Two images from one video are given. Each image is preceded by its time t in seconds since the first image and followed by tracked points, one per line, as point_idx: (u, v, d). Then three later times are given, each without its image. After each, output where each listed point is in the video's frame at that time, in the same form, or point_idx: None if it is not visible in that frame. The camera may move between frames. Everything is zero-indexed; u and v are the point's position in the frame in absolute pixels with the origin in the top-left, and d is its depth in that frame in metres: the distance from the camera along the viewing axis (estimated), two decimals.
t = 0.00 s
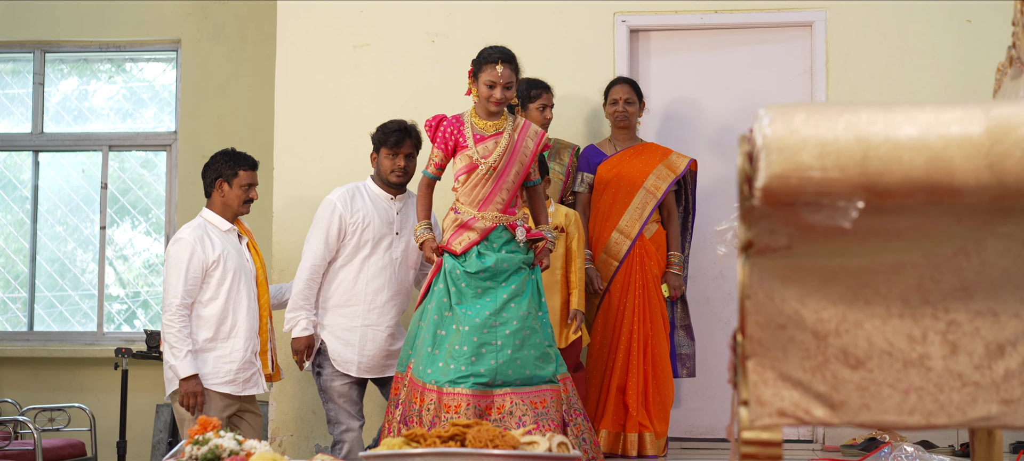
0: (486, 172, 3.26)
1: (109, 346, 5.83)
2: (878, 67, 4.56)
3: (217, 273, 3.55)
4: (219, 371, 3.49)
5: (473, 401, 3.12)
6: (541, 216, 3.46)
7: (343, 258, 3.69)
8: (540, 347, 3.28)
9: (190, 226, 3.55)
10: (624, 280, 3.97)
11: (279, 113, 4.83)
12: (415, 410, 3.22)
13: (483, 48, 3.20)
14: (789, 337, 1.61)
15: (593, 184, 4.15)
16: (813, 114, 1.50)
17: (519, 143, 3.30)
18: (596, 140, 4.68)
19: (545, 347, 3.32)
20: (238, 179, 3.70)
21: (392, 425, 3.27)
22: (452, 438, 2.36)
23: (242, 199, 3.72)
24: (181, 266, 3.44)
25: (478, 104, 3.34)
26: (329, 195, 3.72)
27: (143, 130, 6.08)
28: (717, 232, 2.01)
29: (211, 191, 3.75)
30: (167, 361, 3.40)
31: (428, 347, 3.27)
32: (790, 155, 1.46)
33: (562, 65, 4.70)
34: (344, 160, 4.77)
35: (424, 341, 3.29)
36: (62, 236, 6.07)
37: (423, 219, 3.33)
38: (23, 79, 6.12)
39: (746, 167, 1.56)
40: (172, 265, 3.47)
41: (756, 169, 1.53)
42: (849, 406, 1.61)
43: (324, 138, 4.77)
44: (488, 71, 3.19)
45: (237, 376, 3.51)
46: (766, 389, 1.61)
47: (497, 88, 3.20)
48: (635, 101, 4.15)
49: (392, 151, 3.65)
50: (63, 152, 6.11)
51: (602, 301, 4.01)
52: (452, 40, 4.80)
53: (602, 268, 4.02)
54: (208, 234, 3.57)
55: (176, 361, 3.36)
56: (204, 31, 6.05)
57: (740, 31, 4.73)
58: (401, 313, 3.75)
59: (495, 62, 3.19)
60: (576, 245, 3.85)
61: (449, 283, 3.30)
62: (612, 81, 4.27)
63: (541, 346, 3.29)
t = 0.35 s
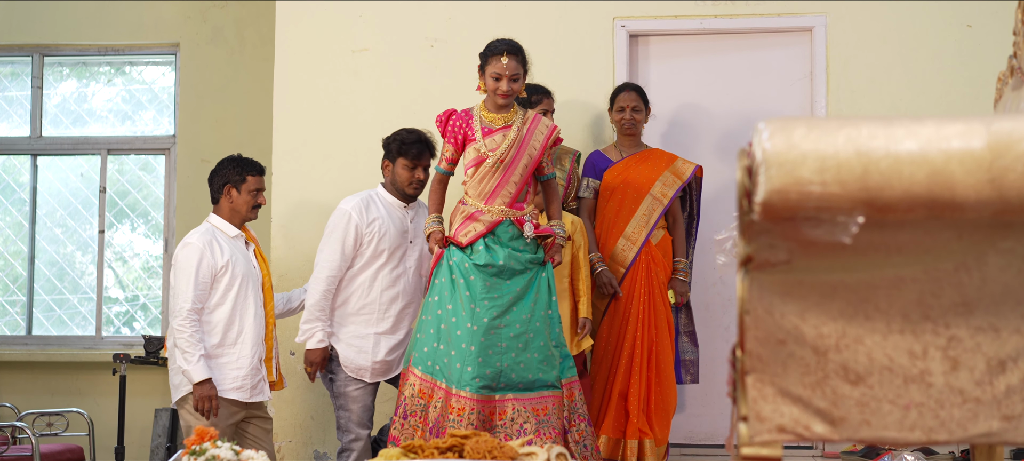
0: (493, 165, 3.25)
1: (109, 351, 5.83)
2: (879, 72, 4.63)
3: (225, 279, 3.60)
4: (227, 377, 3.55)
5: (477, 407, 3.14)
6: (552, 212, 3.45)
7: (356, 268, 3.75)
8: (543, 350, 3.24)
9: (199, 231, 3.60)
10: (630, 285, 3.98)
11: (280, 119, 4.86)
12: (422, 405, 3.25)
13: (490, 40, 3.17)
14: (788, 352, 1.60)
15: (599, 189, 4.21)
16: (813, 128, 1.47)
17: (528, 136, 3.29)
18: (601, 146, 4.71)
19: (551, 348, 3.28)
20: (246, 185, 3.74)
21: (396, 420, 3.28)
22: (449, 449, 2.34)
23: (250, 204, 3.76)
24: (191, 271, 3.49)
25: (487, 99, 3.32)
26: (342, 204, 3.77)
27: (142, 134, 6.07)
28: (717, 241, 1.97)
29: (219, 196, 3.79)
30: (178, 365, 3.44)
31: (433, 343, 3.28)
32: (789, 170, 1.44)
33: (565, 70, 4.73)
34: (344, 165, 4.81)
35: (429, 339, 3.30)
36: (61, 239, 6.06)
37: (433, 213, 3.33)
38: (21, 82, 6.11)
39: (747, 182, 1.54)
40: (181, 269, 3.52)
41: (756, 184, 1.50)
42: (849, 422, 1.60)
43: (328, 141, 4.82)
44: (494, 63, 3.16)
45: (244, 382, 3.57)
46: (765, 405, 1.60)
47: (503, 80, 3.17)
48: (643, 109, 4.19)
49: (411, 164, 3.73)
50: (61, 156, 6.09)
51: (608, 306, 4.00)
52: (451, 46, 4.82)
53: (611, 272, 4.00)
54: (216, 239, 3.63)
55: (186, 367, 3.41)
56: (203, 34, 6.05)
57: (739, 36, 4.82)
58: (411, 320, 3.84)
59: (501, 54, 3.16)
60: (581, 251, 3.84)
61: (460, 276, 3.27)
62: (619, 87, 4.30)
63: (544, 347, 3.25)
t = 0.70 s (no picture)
0: (499, 164, 3.20)
1: (107, 355, 5.82)
2: (880, 76, 4.65)
3: (240, 284, 3.64)
4: (238, 382, 3.58)
5: (485, 400, 3.14)
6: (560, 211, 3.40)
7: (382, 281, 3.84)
8: (548, 342, 3.24)
9: (215, 236, 3.65)
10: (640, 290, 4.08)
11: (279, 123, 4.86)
12: (423, 403, 3.24)
13: (495, 39, 3.17)
14: (789, 366, 1.42)
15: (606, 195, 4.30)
16: (815, 138, 1.28)
17: (535, 135, 3.25)
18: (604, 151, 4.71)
19: (556, 341, 3.28)
20: (258, 188, 3.86)
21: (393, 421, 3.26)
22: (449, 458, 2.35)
23: (264, 207, 3.88)
24: (207, 276, 3.53)
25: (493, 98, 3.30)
26: (377, 218, 3.81)
27: (141, 137, 6.06)
28: (717, 247, 1.94)
29: (232, 203, 3.89)
30: (189, 370, 3.46)
31: (439, 338, 3.27)
32: (790, 182, 1.25)
33: (565, 75, 4.76)
34: (344, 169, 4.81)
35: (437, 333, 3.28)
36: (60, 241, 6.05)
37: (439, 211, 3.29)
38: (21, 85, 6.09)
39: (745, 194, 1.32)
40: (197, 274, 3.56)
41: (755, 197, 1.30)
42: (851, 436, 1.42)
43: (327, 146, 4.83)
44: (498, 62, 3.17)
45: (255, 388, 3.60)
46: (766, 418, 1.43)
47: (508, 79, 3.17)
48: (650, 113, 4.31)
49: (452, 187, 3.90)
50: (61, 160, 6.08)
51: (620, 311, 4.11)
52: (450, 49, 4.82)
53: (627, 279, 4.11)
54: (231, 244, 3.68)
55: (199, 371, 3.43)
56: (201, 37, 6.06)
57: (740, 41, 4.85)
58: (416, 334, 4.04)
59: (505, 52, 3.15)
60: (597, 259, 4.00)
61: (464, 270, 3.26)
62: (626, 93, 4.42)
63: (549, 339, 3.25)
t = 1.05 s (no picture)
0: (503, 174, 3.21)
1: (106, 359, 5.81)
2: (879, 80, 4.68)
3: (257, 290, 3.67)
4: (254, 387, 3.60)
5: (516, 392, 3.02)
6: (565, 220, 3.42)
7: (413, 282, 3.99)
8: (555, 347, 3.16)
9: (233, 241, 3.68)
10: (646, 295, 4.12)
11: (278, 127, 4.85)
12: (454, 415, 3.09)
13: (496, 48, 3.20)
14: (788, 378, 1.35)
15: (612, 200, 4.32)
16: (814, 152, 1.25)
17: (538, 144, 3.28)
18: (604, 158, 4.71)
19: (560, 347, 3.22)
20: (275, 196, 3.87)
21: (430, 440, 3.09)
22: None
23: (280, 215, 3.89)
24: (224, 282, 3.56)
25: (494, 108, 3.33)
26: (404, 219, 3.93)
27: (140, 140, 6.05)
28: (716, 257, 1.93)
29: (248, 208, 3.90)
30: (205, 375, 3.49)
31: (457, 349, 3.16)
32: (789, 195, 1.22)
33: (566, 81, 4.76)
34: (343, 174, 4.81)
35: (450, 342, 3.19)
36: (58, 244, 6.03)
37: (443, 226, 3.28)
38: (20, 89, 6.10)
39: (745, 207, 1.29)
40: (214, 279, 3.59)
41: (754, 210, 1.27)
42: (851, 449, 1.35)
43: (326, 151, 4.82)
44: (499, 72, 3.20)
45: (272, 392, 3.62)
46: (765, 431, 1.35)
47: (509, 89, 3.20)
48: (655, 118, 4.34)
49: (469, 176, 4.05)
50: (60, 164, 6.08)
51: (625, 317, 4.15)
52: (450, 54, 4.82)
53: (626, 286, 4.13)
54: (248, 249, 3.70)
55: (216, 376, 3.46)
56: (200, 41, 6.06)
57: (739, 46, 4.86)
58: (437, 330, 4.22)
59: (506, 62, 3.19)
60: (613, 261, 4.03)
61: (468, 281, 3.21)
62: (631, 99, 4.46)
63: (558, 343, 3.19)
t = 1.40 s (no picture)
0: (510, 181, 3.20)
1: (107, 362, 5.82)
2: (880, 84, 4.68)
3: (269, 294, 3.67)
4: (269, 391, 3.61)
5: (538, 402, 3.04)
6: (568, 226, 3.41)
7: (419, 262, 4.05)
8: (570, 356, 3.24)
9: (245, 245, 3.69)
10: (646, 300, 4.10)
11: (277, 131, 4.84)
12: (471, 424, 3.07)
13: (497, 53, 3.20)
14: (788, 391, 1.31)
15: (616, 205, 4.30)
16: (815, 163, 1.21)
17: (544, 151, 3.26)
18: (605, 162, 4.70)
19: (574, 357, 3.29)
20: (292, 204, 3.85)
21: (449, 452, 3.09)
22: None
23: (294, 223, 3.87)
24: (237, 286, 3.57)
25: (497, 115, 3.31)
26: (404, 198, 4.00)
27: (140, 143, 6.05)
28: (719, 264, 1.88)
29: (265, 213, 3.89)
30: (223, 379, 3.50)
31: (472, 357, 3.14)
32: (790, 206, 1.18)
33: (567, 85, 4.75)
34: (343, 178, 4.80)
35: (465, 351, 3.16)
36: (58, 246, 6.03)
37: (448, 236, 3.26)
38: (19, 91, 6.08)
39: (744, 218, 1.26)
40: (227, 283, 3.60)
41: (755, 221, 1.23)
42: None
43: (326, 155, 4.81)
44: (499, 78, 3.19)
45: (285, 397, 3.63)
46: (766, 444, 1.32)
47: (509, 94, 3.19)
48: (659, 122, 4.33)
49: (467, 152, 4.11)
50: (59, 167, 6.07)
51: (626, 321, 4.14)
52: (449, 57, 4.82)
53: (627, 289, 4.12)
54: (261, 253, 3.71)
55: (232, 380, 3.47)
56: (200, 44, 6.06)
57: (739, 49, 4.85)
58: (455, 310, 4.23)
59: (506, 67, 3.19)
60: (625, 268, 4.03)
61: (479, 291, 3.20)
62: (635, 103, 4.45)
63: (571, 352, 3.26)
